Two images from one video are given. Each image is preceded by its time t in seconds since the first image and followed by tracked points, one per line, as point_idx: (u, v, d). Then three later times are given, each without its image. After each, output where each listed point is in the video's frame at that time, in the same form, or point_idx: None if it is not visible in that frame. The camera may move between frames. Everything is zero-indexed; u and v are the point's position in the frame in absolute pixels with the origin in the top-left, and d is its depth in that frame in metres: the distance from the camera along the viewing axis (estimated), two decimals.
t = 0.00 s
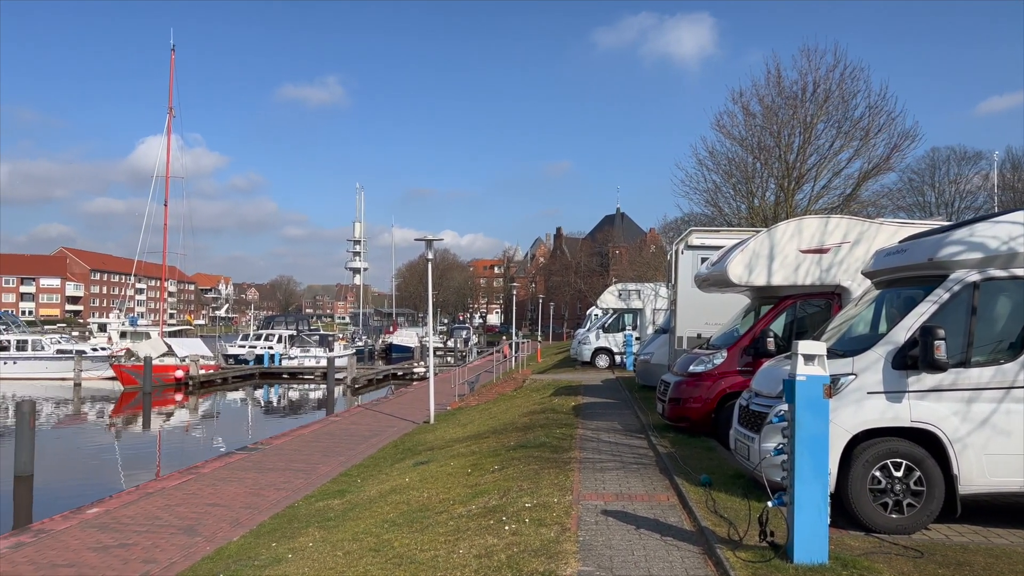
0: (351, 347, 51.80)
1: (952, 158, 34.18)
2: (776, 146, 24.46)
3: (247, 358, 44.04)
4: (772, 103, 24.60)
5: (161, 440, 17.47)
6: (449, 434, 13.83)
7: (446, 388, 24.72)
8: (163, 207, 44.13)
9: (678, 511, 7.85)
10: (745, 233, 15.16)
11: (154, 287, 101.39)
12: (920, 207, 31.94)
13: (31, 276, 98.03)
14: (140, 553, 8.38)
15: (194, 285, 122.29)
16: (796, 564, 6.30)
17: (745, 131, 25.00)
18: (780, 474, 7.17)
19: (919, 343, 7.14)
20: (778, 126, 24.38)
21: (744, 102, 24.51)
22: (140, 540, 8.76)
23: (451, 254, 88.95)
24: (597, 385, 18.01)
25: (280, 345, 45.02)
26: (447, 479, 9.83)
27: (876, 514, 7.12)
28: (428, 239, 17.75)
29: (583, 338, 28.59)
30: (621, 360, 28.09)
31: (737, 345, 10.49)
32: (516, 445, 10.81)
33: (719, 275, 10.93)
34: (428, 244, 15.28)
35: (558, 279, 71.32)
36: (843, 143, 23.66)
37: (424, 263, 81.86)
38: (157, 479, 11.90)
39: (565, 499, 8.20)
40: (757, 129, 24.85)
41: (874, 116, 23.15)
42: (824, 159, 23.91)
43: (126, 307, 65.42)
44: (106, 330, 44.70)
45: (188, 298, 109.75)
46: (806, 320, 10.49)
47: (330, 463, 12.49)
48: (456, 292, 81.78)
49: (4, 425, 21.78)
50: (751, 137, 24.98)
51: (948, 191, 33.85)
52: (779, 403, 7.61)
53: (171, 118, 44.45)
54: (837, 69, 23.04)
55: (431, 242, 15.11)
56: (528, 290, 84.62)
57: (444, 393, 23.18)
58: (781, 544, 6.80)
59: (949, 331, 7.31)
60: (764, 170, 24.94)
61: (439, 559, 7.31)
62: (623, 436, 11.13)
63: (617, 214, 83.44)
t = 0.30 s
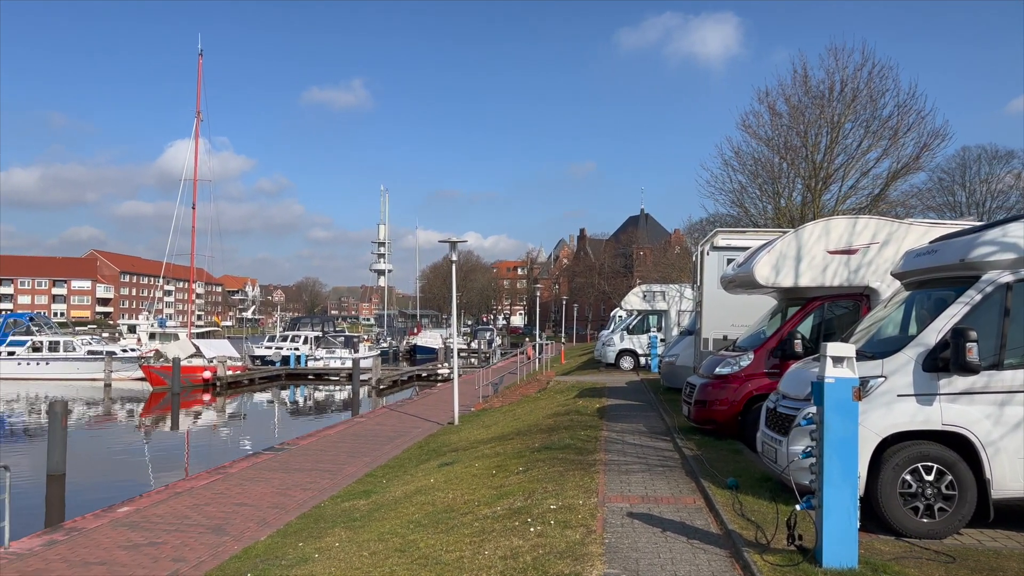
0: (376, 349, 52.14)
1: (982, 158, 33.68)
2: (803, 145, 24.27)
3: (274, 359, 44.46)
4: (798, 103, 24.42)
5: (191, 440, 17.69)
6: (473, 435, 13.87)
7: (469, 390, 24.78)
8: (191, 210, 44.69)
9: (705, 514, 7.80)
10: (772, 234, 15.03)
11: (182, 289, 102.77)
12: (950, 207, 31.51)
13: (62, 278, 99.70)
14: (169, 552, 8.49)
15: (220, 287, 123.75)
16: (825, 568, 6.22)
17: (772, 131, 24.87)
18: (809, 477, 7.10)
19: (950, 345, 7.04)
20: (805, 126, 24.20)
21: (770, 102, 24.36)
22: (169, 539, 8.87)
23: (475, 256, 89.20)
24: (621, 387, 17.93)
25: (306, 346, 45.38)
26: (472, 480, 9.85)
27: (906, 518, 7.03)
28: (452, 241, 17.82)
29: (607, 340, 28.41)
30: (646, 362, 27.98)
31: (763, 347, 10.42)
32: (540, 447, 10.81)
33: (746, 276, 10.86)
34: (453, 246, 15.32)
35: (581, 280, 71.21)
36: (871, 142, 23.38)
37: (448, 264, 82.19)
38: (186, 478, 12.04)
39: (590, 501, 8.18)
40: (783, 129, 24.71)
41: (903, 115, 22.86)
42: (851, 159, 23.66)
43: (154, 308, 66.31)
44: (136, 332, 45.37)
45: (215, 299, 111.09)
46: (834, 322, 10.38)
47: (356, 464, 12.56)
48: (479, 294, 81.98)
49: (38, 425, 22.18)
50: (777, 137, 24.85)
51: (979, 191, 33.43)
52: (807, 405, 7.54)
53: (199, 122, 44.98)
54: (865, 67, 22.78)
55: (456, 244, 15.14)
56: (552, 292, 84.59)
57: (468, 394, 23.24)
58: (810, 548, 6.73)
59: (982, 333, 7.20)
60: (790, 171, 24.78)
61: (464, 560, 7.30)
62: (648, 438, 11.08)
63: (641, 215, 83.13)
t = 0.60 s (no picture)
0: (400, 350, 52.41)
1: (1015, 156, 33.11)
2: (830, 145, 24.07)
3: (300, 360, 44.84)
4: (825, 102, 24.19)
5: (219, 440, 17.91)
6: (498, 437, 13.89)
7: (494, 391, 24.84)
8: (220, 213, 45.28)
9: (732, 517, 7.75)
10: (800, 234, 14.85)
11: (210, 291, 104.16)
12: (983, 207, 31.00)
13: (93, 280, 101.41)
14: (198, 551, 8.59)
15: (247, 289, 125.21)
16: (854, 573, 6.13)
17: (799, 131, 24.81)
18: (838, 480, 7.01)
19: (983, 346, 6.93)
20: (832, 126, 24.01)
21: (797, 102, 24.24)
22: (198, 539, 8.98)
23: (498, 258, 89.40)
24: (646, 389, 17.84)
25: (331, 348, 45.69)
26: (497, 482, 9.87)
27: (938, 522, 6.92)
28: (477, 243, 17.90)
29: (632, 341, 28.24)
30: (671, 364, 27.67)
31: (791, 349, 10.35)
32: (565, 449, 10.80)
33: (773, 277, 10.77)
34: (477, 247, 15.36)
35: (606, 281, 71.03)
36: (900, 141, 23.07)
37: (472, 266, 82.48)
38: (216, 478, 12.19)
39: (615, 503, 8.15)
40: (810, 129, 24.62)
41: (933, 114, 22.52)
42: (880, 159, 23.38)
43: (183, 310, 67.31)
44: (165, 333, 46.06)
45: (242, 301, 112.39)
46: (863, 323, 10.27)
47: (382, 464, 12.63)
48: (503, 295, 82.16)
49: (71, 425, 22.59)
50: (805, 136, 24.79)
51: (1011, 190, 32.91)
52: (836, 408, 7.46)
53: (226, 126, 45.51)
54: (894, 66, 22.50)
55: (480, 246, 15.18)
56: (576, 293, 84.51)
57: (493, 396, 23.31)
58: (839, 552, 6.65)
59: (1014, 334, 7.09)
60: (818, 171, 24.61)
61: (490, 561, 7.31)
62: (674, 440, 11.03)
63: (666, 216, 82.65)
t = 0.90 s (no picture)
0: (425, 351, 52.65)
1: None
2: (858, 145, 23.82)
3: (326, 361, 45.21)
4: (853, 101, 23.94)
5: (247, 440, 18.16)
6: (522, 438, 13.90)
7: (519, 393, 24.86)
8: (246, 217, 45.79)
9: (758, 520, 7.68)
10: (827, 234, 14.71)
11: (237, 293, 105.43)
12: (1016, 206, 30.44)
13: (123, 283, 103.04)
14: (226, 550, 8.70)
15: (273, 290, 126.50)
16: None
17: (826, 131, 24.58)
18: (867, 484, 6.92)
19: (1015, 349, 6.79)
20: (860, 125, 23.75)
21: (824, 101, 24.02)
22: (226, 538, 9.09)
23: (522, 259, 89.49)
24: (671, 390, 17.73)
25: (356, 349, 46.02)
26: (522, 483, 9.87)
27: (970, 527, 6.80)
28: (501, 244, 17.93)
29: (657, 343, 28.10)
30: (696, 366, 27.58)
31: (818, 350, 10.25)
32: (589, 451, 10.78)
33: (800, 278, 10.66)
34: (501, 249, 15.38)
35: (630, 282, 70.77)
36: (930, 140, 22.75)
37: (495, 267, 82.71)
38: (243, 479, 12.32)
39: (641, 506, 8.12)
40: (838, 128, 24.39)
41: (963, 112, 22.16)
42: (909, 158, 23.07)
43: (211, 312, 68.17)
44: (193, 335, 46.67)
45: (267, 303, 113.54)
46: (891, 324, 10.14)
47: (407, 465, 12.69)
48: (527, 296, 82.23)
49: (103, 425, 23.00)
50: (832, 136, 24.55)
51: None
52: (865, 411, 7.36)
53: (253, 130, 46.02)
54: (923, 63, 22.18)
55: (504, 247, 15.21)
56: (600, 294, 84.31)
57: (517, 397, 23.33)
58: (869, 556, 6.55)
59: None
60: (846, 171, 24.36)
61: (514, 562, 7.30)
62: (699, 443, 10.97)
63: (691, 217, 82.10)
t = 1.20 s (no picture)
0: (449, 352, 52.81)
1: None
2: (886, 144, 23.54)
3: (350, 363, 45.46)
4: (881, 99, 23.66)
5: (274, 441, 18.34)
6: (545, 440, 13.90)
7: (542, 394, 24.84)
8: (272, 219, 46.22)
9: (786, 523, 7.61)
10: (855, 234, 14.59)
11: (263, 295, 106.47)
12: None
13: (151, 285, 104.52)
14: (253, 549, 8.78)
15: (297, 292, 127.62)
16: None
17: (853, 130, 24.32)
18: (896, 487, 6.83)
19: None
20: (888, 123, 23.44)
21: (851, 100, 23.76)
22: (253, 537, 9.18)
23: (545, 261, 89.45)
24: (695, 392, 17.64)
25: (381, 350, 46.24)
26: (546, 485, 9.87)
27: (1002, 532, 6.69)
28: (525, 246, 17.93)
29: (681, 345, 27.83)
30: (722, 367, 27.23)
31: (846, 352, 10.14)
32: (614, 452, 10.76)
33: (828, 279, 10.54)
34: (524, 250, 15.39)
35: (654, 283, 70.44)
36: (959, 139, 22.43)
37: (518, 269, 82.77)
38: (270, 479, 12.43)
39: (666, 508, 8.08)
40: (865, 127, 24.13)
41: (994, 109, 21.80)
42: (938, 157, 22.75)
43: (238, 314, 69.07)
44: (220, 336, 47.23)
45: (292, 304, 114.51)
46: (920, 325, 10.08)
47: (431, 466, 12.73)
48: (550, 298, 82.16)
49: (132, 425, 23.33)
50: (859, 135, 24.29)
51: None
52: (893, 413, 7.27)
53: (278, 133, 46.46)
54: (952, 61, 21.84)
55: (527, 248, 15.21)
56: (624, 295, 84.01)
57: (541, 399, 23.32)
58: (898, 561, 6.46)
59: None
60: (873, 170, 24.09)
61: (539, 564, 7.29)
62: (725, 445, 10.90)
63: (716, 217, 81.48)
